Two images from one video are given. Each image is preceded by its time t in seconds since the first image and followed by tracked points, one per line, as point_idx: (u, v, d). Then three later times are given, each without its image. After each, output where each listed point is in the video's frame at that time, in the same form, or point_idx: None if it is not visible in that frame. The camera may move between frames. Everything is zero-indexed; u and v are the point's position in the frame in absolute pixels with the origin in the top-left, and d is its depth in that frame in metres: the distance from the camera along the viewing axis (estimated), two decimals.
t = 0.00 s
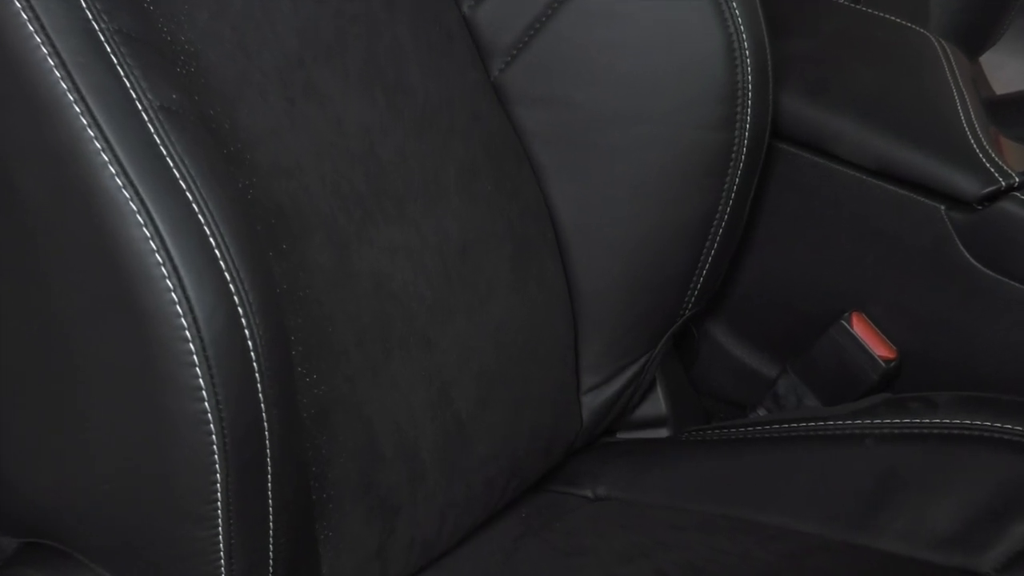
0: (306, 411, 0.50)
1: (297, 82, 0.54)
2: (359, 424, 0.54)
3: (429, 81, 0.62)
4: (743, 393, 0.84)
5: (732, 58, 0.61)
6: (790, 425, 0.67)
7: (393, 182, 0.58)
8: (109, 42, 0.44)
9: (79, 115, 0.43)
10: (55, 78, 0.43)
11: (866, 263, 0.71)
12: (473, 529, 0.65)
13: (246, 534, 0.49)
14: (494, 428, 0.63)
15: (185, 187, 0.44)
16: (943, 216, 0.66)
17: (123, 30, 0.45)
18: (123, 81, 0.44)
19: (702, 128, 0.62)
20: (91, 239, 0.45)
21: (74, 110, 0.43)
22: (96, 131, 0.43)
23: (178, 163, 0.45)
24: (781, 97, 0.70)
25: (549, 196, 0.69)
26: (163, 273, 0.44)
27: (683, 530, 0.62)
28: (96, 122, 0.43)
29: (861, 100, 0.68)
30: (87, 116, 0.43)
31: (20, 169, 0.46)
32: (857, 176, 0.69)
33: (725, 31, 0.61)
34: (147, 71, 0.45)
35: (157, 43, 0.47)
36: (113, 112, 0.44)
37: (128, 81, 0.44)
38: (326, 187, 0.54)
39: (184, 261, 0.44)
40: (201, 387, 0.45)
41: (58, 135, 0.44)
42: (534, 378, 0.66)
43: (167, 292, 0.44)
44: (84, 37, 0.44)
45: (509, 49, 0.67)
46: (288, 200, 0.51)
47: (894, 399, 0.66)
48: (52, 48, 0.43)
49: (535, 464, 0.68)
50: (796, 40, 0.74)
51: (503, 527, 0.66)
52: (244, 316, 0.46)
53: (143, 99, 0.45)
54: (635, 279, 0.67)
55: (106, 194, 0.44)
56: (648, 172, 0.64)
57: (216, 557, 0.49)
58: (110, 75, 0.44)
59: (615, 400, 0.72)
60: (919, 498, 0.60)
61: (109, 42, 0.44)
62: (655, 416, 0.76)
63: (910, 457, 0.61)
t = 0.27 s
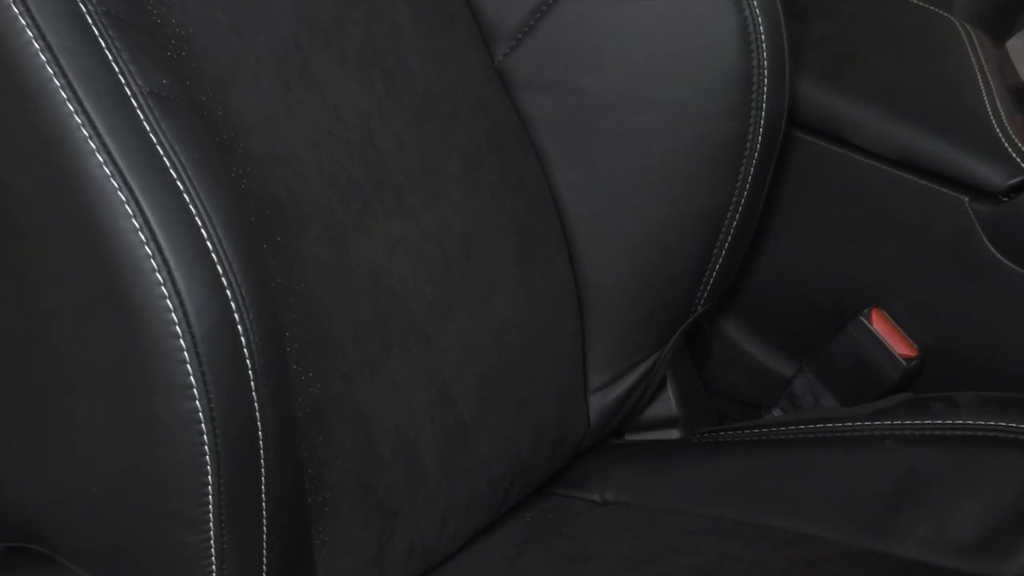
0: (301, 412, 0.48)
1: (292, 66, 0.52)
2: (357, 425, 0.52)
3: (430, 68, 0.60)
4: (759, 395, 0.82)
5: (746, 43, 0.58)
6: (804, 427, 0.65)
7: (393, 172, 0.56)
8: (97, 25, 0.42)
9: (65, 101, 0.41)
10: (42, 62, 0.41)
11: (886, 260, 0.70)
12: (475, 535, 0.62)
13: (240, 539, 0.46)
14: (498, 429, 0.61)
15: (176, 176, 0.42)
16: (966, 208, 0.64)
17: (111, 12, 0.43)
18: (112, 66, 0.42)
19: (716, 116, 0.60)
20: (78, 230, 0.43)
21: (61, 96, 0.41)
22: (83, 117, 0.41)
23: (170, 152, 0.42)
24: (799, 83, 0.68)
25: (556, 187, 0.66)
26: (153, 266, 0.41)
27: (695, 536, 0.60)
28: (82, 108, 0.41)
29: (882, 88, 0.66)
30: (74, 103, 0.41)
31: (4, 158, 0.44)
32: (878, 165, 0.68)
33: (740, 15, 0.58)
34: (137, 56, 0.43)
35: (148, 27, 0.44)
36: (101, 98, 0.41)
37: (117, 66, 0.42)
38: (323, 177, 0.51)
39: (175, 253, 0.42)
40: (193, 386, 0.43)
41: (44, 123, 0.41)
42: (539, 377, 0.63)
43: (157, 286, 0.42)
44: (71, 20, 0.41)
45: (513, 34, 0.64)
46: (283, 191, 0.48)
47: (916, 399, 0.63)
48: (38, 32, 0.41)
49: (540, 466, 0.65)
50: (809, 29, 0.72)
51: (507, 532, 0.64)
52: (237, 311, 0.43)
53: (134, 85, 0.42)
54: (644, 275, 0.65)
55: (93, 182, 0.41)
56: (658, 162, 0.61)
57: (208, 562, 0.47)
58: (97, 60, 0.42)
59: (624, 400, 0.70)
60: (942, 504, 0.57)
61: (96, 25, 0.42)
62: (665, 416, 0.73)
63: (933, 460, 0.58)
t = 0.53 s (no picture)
0: (296, 412, 0.45)
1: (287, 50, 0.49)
2: (355, 426, 0.49)
3: (432, 53, 0.57)
4: (772, 394, 0.80)
5: (763, 27, 0.57)
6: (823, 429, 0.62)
7: (394, 162, 0.53)
8: (83, 4, 0.40)
9: (51, 86, 0.38)
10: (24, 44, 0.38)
11: (909, 253, 0.68)
12: (478, 541, 0.60)
13: (232, 546, 0.44)
14: (502, 430, 0.58)
15: (165, 163, 0.40)
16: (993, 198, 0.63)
17: None
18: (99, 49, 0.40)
19: (732, 102, 0.58)
20: (61, 220, 0.40)
21: (45, 79, 0.38)
22: (69, 102, 0.39)
23: (159, 139, 0.40)
24: (817, 70, 0.68)
25: (563, 177, 0.64)
26: (142, 259, 0.39)
27: (708, 543, 0.57)
28: (68, 93, 0.39)
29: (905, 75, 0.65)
30: (61, 88, 0.39)
31: None
32: (901, 154, 0.66)
33: None
34: (125, 38, 0.41)
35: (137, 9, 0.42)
36: (88, 82, 0.39)
37: (105, 49, 0.40)
38: (319, 166, 0.49)
39: (164, 245, 0.39)
40: (184, 384, 0.40)
41: (27, 107, 0.39)
42: (545, 376, 0.61)
43: (145, 279, 0.39)
44: None
45: (519, 17, 0.62)
46: (277, 181, 0.46)
47: (941, 399, 0.60)
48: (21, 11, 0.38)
49: (546, 469, 0.63)
50: (826, 15, 0.70)
51: (511, 538, 0.61)
52: (229, 306, 0.41)
53: (121, 69, 0.40)
54: (655, 270, 0.63)
55: (79, 170, 0.39)
56: (671, 149, 0.59)
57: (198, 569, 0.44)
58: (83, 42, 0.39)
59: (634, 401, 0.68)
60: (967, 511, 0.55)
61: (82, 7, 0.40)
62: (677, 417, 0.71)
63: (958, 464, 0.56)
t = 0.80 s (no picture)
0: (291, 412, 0.43)
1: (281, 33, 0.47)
2: (353, 426, 0.47)
3: (433, 39, 0.55)
4: (791, 395, 0.78)
5: (782, 10, 0.55)
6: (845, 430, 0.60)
7: (392, 150, 0.51)
8: None
9: (35, 71, 0.36)
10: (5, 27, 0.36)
11: (932, 248, 0.67)
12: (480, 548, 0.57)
13: (225, 551, 0.42)
14: (507, 431, 0.56)
15: (154, 151, 0.37)
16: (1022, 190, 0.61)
17: None
18: (86, 33, 0.37)
19: (749, 88, 0.56)
20: (42, 210, 0.38)
21: (28, 63, 0.36)
22: (53, 87, 0.36)
23: (147, 126, 0.37)
24: (840, 53, 0.64)
25: (570, 167, 0.61)
26: (130, 251, 0.37)
27: (722, 552, 0.55)
28: (52, 78, 0.36)
29: (930, 62, 0.62)
30: (46, 74, 0.36)
31: None
32: (926, 142, 0.64)
33: None
34: (111, 20, 0.38)
35: None
36: (74, 66, 0.37)
37: (91, 32, 0.37)
38: (315, 155, 0.46)
39: (154, 237, 0.37)
40: (173, 383, 0.38)
41: (10, 91, 0.36)
42: (551, 375, 0.59)
43: (134, 273, 0.37)
44: None
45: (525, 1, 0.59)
46: (271, 170, 0.44)
47: (967, 400, 0.58)
48: None
49: (552, 472, 0.61)
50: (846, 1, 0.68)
51: (515, 544, 0.59)
52: (221, 300, 0.38)
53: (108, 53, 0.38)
54: (666, 265, 0.60)
55: (66, 159, 0.36)
56: (686, 138, 0.57)
57: None
58: (69, 24, 0.37)
59: (643, 401, 0.65)
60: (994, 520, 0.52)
61: None
62: (691, 419, 0.68)
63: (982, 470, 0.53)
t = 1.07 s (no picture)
0: (286, 414, 0.41)
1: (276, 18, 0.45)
2: (350, 428, 0.45)
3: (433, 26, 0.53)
4: (807, 396, 0.75)
5: None
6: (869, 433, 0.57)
7: (392, 140, 0.49)
8: None
9: (18, 56, 0.34)
10: None
11: (954, 243, 0.65)
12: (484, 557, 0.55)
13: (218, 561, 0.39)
14: (511, 434, 0.54)
15: (142, 139, 0.35)
16: None
17: None
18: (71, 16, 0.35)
19: (767, 75, 0.53)
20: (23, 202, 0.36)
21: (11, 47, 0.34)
22: (37, 73, 0.34)
23: (134, 113, 0.35)
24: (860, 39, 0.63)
25: (577, 159, 0.59)
26: (118, 245, 0.35)
27: (736, 560, 0.52)
28: (35, 62, 0.34)
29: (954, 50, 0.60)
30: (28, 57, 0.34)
31: None
32: (949, 132, 0.62)
33: None
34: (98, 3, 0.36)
35: None
36: (58, 50, 0.34)
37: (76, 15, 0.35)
38: (311, 145, 0.44)
39: (141, 229, 0.35)
40: (162, 384, 0.36)
41: None
42: (557, 374, 0.56)
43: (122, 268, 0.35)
44: None
45: None
46: (264, 161, 0.41)
47: (993, 403, 0.56)
48: None
49: (559, 477, 0.58)
50: None
51: (520, 552, 0.57)
52: (212, 296, 0.36)
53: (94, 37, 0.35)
54: (677, 262, 0.58)
55: (49, 149, 0.34)
56: (701, 127, 0.55)
57: None
58: (55, 9, 0.35)
59: (656, 403, 0.63)
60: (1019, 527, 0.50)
61: None
62: (704, 421, 0.66)
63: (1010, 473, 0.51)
